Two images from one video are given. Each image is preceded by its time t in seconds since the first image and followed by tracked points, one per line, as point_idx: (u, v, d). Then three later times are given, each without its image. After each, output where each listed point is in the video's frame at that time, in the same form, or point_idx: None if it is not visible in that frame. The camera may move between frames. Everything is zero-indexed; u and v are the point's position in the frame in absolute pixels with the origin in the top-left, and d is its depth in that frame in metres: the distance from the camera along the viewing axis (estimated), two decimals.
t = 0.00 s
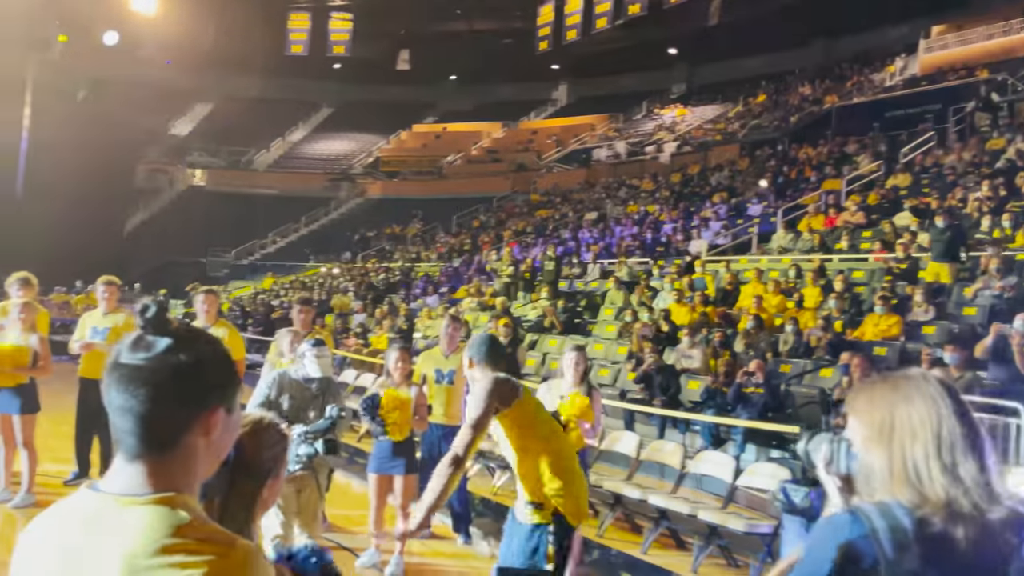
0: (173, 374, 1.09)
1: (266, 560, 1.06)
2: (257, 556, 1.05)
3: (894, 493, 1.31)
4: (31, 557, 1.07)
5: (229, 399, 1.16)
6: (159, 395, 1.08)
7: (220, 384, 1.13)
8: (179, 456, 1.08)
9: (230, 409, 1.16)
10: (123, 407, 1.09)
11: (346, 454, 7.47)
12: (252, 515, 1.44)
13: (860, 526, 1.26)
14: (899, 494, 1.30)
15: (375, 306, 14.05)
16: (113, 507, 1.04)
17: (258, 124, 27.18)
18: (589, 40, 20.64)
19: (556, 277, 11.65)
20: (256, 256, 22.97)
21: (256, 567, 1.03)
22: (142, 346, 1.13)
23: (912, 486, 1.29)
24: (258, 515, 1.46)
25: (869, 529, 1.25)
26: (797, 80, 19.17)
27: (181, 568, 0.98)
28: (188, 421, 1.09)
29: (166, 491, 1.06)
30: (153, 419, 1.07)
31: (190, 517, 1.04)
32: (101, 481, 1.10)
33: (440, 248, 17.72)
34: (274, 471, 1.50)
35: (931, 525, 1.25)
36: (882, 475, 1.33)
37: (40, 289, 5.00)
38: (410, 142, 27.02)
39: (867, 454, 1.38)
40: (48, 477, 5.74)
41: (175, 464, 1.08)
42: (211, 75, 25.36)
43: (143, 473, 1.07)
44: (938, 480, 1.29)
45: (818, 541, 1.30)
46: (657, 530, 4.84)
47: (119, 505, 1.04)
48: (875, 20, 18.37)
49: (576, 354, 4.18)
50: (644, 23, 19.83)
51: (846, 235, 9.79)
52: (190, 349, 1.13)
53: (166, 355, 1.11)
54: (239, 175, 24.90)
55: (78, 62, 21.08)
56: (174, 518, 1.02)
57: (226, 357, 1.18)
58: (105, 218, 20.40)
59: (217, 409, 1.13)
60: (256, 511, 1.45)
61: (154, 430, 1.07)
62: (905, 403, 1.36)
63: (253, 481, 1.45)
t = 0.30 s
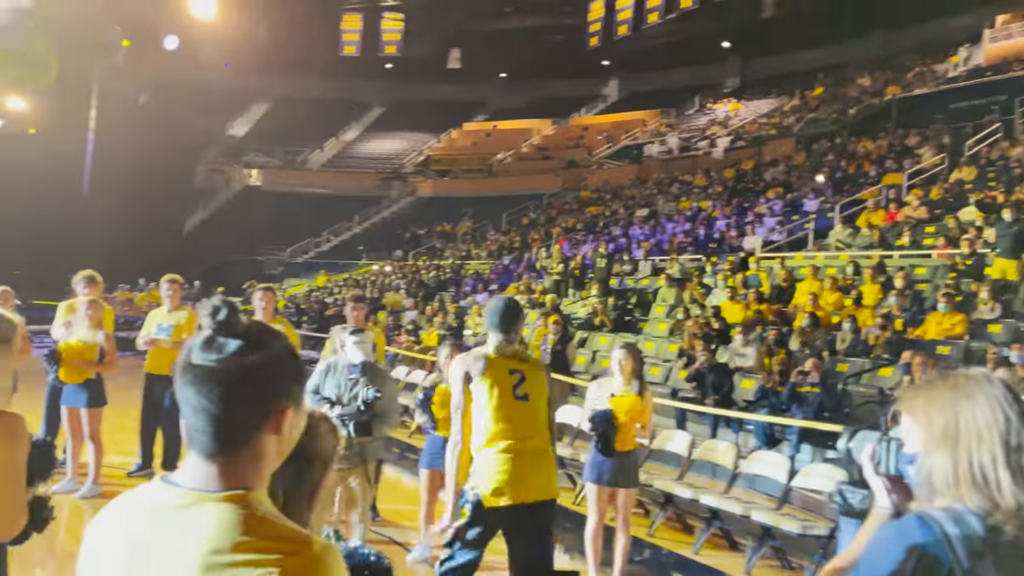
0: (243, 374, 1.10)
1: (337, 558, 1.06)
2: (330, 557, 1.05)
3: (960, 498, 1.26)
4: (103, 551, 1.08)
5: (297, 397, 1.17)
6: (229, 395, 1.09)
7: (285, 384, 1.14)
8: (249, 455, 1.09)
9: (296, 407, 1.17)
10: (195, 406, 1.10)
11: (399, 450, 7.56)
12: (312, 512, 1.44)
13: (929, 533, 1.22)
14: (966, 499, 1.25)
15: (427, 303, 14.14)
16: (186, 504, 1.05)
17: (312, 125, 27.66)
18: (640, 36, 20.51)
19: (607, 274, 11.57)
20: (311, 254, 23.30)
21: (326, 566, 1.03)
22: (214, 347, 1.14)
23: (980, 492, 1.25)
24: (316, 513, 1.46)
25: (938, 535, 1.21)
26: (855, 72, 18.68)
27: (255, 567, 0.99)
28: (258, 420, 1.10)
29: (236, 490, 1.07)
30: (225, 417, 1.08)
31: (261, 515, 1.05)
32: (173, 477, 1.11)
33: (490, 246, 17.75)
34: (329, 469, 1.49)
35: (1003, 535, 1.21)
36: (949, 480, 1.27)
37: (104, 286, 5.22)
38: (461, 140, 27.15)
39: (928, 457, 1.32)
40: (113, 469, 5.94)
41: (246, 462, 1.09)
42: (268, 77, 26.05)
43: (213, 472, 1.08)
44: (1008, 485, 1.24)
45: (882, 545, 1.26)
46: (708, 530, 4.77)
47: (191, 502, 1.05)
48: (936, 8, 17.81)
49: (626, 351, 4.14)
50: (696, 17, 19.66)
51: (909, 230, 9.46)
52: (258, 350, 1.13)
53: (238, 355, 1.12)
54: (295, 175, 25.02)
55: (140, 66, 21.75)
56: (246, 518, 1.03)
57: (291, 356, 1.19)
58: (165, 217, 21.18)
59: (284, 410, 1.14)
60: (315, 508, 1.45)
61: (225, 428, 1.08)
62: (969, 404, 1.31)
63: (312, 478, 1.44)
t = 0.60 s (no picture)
0: (274, 377, 1.11)
1: (369, 558, 1.08)
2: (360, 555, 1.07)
3: (995, 495, 1.25)
4: (145, 543, 1.11)
5: (330, 394, 1.18)
6: (264, 394, 1.10)
7: (318, 381, 1.15)
8: (283, 453, 1.11)
9: (330, 405, 1.18)
10: (229, 405, 1.11)
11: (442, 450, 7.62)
12: (348, 506, 1.46)
13: (963, 532, 1.22)
14: (1000, 496, 1.24)
15: (468, 302, 14.27)
16: (220, 501, 1.07)
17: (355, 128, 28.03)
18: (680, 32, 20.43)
19: (649, 272, 11.52)
20: (354, 255, 23.53)
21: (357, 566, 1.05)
22: (247, 347, 1.14)
23: (1014, 490, 1.24)
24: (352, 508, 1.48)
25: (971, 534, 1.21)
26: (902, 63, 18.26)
27: (286, 567, 1.02)
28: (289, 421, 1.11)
29: (271, 487, 1.09)
30: (261, 416, 1.10)
31: (293, 512, 1.07)
32: (209, 473, 1.14)
33: (531, 245, 17.77)
34: (360, 463, 1.47)
35: None
36: (982, 477, 1.27)
37: (154, 289, 5.39)
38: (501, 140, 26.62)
39: (962, 454, 1.32)
40: (164, 468, 6.09)
41: (281, 460, 1.11)
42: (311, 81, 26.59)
43: (248, 469, 1.10)
44: None
45: (917, 543, 1.27)
46: (752, 531, 4.71)
47: (226, 499, 1.07)
48: None
49: (666, 349, 4.11)
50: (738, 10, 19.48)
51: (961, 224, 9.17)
52: (290, 351, 1.13)
53: (270, 357, 1.12)
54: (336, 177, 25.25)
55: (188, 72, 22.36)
56: (279, 516, 1.05)
57: (324, 354, 1.19)
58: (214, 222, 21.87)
59: (317, 407, 1.15)
60: (350, 503, 1.47)
61: (255, 425, 1.10)
62: (1004, 400, 1.31)
63: (348, 474, 1.46)
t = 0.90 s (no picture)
0: (253, 378, 1.12)
1: (357, 550, 1.07)
2: (351, 544, 1.07)
3: (1009, 493, 1.25)
4: (139, 544, 1.12)
5: (311, 395, 1.18)
6: (245, 395, 1.11)
7: (299, 382, 1.17)
8: (270, 452, 1.13)
9: (311, 407, 1.19)
10: (212, 410, 1.13)
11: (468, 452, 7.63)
12: (360, 509, 1.50)
13: (976, 531, 1.21)
14: (1013, 493, 1.24)
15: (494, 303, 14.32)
16: (202, 504, 1.08)
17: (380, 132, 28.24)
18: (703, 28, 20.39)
19: (674, 270, 11.48)
20: (381, 258, 23.65)
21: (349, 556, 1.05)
22: (226, 352, 1.16)
23: None
24: (362, 510, 1.51)
25: (984, 532, 1.20)
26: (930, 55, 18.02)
27: (271, 561, 1.02)
28: (272, 421, 1.12)
29: (257, 485, 1.10)
30: (242, 418, 1.11)
31: (279, 508, 1.08)
32: (197, 475, 1.15)
33: (556, 245, 17.75)
34: (374, 466, 1.54)
35: None
36: (995, 474, 1.26)
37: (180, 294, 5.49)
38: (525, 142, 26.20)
39: (976, 450, 1.32)
40: (192, 471, 6.15)
41: (268, 459, 1.12)
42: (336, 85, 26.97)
43: (234, 469, 1.11)
44: None
45: (931, 541, 1.27)
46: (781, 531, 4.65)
47: (210, 501, 1.08)
48: None
49: (691, 348, 4.08)
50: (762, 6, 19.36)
51: (993, 217, 9.01)
52: (269, 352, 1.15)
53: (248, 359, 1.13)
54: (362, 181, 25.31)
55: (216, 79, 22.73)
56: (268, 513, 1.06)
57: (304, 355, 1.20)
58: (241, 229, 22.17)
59: (298, 407, 1.16)
60: (362, 505, 1.51)
61: (239, 427, 1.11)
62: (1019, 397, 1.30)
63: (359, 478, 1.51)
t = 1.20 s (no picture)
0: (190, 374, 1.13)
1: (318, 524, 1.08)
2: (306, 517, 1.09)
3: (1011, 491, 1.24)
4: (89, 534, 1.16)
5: (253, 391, 1.19)
6: (180, 393, 1.12)
7: (242, 378, 1.17)
8: (210, 451, 1.14)
9: (253, 403, 1.19)
10: (154, 407, 1.14)
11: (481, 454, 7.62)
12: (360, 510, 1.52)
13: (978, 531, 1.20)
14: (1014, 492, 1.23)
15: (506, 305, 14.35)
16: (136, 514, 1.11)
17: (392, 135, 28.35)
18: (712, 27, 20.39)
19: (686, 270, 11.45)
20: (394, 261, 23.72)
21: (305, 529, 1.06)
22: (169, 345, 1.16)
23: None
24: (363, 509, 1.52)
25: (984, 529, 1.20)
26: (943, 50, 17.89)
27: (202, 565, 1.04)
28: (212, 419, 1.13)
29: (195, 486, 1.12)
30: (180, 417, 1.12)
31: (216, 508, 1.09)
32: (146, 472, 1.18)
33: (569, 246, 17.73)
34: (376, 468, 1.56)
35: None
36: (996, 472, 1.26)
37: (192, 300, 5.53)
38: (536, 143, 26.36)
39: (978, 447, 1.31)
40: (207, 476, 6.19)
41: (208, 458, 1.14)
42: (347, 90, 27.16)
43: (176, 467, 1.13)
44: None
45: (933, 541, 1.26)
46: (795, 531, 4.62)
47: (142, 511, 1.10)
48: None
49: (702, 349, 4.06)
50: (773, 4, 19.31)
51: (1010, 213, 8.93)
52: (211, 348, 1.15)
53: (188, 353, 1.14)
54: (373, 186, 25.60)
55: (229, 85, 22.94)
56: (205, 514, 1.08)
57: (247, 353, 1.20)
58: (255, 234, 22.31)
59: (238, 401, 1.16)
60: (363, 504, 1.52)
61: (178, 424, 1.12)
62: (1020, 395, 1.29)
63: (361, 481, 1.53)
